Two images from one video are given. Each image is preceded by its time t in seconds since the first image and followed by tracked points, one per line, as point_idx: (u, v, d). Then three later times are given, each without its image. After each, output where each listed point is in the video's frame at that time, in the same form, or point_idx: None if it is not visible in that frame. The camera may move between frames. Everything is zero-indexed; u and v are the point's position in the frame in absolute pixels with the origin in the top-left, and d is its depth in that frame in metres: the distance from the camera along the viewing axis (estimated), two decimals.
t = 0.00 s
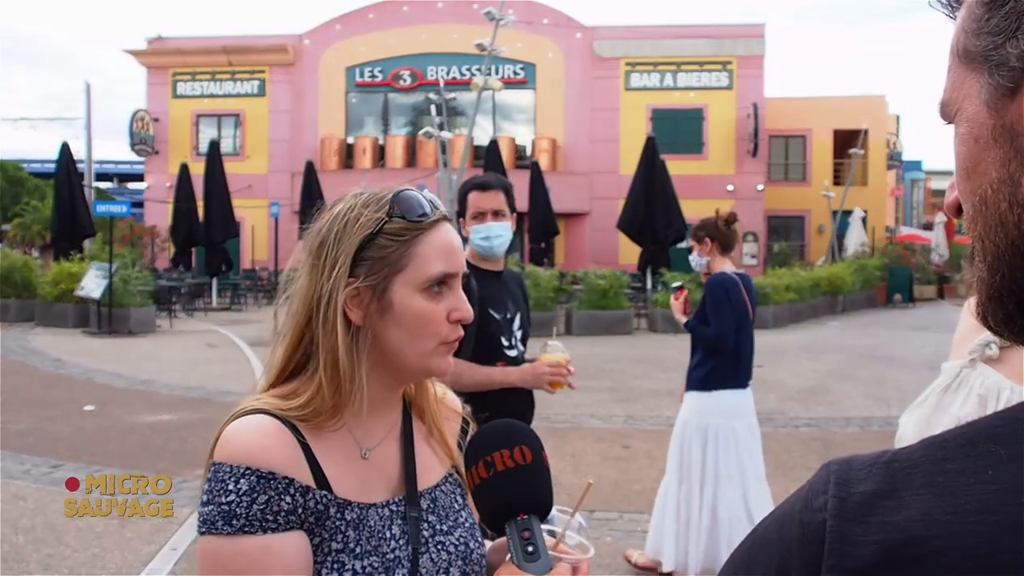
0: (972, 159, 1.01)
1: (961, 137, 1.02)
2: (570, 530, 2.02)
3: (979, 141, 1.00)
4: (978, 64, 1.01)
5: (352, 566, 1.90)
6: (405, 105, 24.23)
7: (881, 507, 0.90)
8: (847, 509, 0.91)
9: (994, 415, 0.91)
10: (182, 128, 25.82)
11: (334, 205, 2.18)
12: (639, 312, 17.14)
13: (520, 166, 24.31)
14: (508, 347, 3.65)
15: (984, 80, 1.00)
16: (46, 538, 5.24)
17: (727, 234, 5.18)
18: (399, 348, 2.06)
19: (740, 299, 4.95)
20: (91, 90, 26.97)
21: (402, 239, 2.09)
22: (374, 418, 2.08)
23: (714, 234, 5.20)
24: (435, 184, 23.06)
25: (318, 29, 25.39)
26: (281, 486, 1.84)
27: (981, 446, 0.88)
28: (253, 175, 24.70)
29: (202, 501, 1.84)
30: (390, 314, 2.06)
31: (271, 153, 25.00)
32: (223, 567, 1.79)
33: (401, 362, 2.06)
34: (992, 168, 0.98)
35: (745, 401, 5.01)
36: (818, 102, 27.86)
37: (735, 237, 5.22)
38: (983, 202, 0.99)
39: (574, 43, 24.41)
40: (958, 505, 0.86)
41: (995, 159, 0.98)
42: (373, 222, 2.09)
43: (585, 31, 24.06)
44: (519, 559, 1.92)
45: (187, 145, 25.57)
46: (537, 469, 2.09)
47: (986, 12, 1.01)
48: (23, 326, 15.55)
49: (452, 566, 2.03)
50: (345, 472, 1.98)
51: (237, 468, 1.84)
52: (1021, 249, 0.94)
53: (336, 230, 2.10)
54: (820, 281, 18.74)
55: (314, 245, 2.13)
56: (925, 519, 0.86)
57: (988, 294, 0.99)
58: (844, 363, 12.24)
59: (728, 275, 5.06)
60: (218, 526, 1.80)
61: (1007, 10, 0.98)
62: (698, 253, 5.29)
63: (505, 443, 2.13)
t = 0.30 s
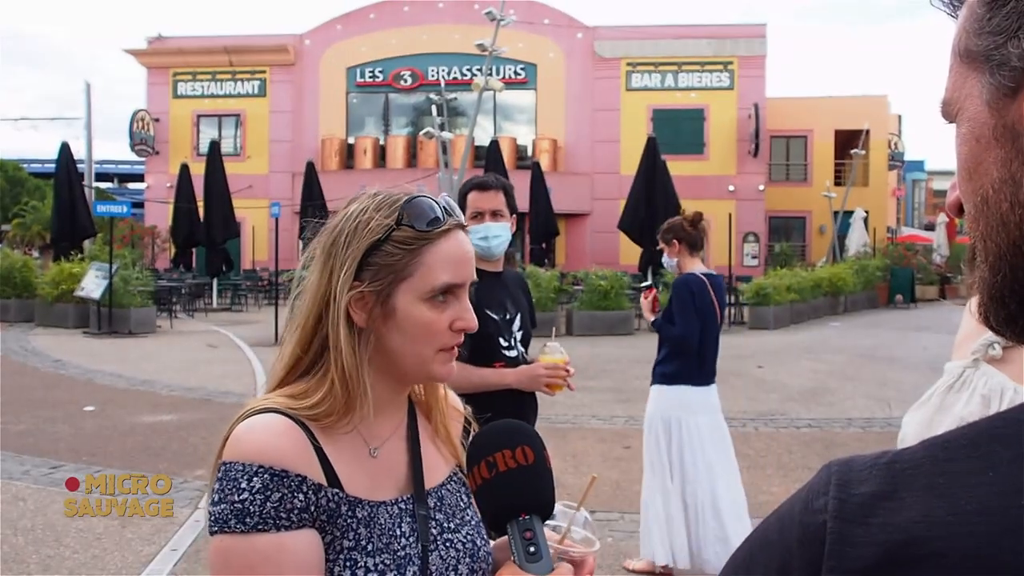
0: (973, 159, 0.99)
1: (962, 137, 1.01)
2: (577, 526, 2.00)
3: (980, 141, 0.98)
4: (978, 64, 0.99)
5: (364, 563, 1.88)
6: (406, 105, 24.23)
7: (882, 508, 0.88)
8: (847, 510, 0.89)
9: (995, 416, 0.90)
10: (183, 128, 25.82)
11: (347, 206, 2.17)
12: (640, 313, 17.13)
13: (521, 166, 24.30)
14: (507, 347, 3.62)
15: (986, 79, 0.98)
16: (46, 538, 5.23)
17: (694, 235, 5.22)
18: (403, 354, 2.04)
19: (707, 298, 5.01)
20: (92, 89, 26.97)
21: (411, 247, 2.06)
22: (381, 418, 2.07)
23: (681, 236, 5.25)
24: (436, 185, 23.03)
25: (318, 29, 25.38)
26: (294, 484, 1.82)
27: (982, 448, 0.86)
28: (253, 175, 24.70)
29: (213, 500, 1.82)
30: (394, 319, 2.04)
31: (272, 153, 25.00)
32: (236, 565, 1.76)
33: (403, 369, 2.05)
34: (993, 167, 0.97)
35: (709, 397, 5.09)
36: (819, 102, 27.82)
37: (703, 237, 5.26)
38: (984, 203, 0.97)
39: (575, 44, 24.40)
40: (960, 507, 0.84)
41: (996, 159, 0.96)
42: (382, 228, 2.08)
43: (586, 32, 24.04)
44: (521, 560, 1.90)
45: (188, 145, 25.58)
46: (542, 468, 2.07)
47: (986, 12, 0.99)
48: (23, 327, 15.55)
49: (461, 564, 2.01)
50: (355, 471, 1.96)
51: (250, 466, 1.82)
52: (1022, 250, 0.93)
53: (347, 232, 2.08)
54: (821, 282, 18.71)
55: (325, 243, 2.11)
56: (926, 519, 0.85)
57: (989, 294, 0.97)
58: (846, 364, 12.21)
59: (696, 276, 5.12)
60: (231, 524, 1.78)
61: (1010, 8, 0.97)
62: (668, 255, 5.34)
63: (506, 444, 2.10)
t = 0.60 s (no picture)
0: (984, 150, 0.97)
1: (973, 128, 0.98)
2: (581, 517, 2.02)
3: (990, 133, 0.96)
4: (990, 53, 0.97)
5: (375, 565, 1.87)
6: (407, 103, 24.22)
7: (890, 504, 0.85)
8: (855, 506, 0.87)
9: (999, 410, 0.88)
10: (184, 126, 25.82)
11: (348, 204, 2.15)
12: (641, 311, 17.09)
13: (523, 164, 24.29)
14: (509, 345, 3.61)
15: (997, 69, 0.96)
16: (48, 537, 5.21)
17: (668, 232, 5.12)
18: (409, 353, 2.03)
19: (680, 295, 5.00)
20: (92, 87, 26.94)
21: (415, 243, 2.05)
22: (386, 418, 2.05)
23: (654, 233, 5.14)
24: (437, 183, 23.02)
25: (319, 27, 25.35)
26: (305, 489, 1.79)
27: (990, 444, 0.85)
28: (255, 173, 24.70)
29: (222, 508, 1.78)
30: (400, 316, 2.03)
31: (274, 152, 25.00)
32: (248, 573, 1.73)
33: (410, 367, 2.04)
34: (1003, 160, 0.95)
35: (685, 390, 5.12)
36: (821, 100, 27.78)
37: (676, 232, 5.16)
38: (996, 195, 0.95)
39: (577, 41, 24.37)
40: (965, 502, 0.82)
41: (1007, 150, 0.95)
42: (387, 225, 2.06)
43: (588, 30, 24.02)
44: (526, 557, 1.86)
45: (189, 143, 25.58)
46: (549, 464, 2.02)
47: (995, 4, 0.97)
48: (24, 325, 15.55)
49: (468, 560, 2.01)
50: (361, 473, 1.95)
51: (257, 473, 1.78)
52: None
53: (351, 229, 2.05)
54: (823, 280, 18.68)
55: (327, 241, 2.09)
56: (937, 516, 0.83)
57: (999, 287, 0.97)
58: (848, 363, 12.18)
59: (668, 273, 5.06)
60: (242, 532, 1.74)
61: None
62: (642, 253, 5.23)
63: (511, 441, 2.05)
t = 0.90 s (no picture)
0: (990, 146, 0.96)
1: (980, 122, 0.97)
2: (583, 517, 2.01)
3: (997, 129, 0.96)
4: (995, 49, 0.96)
5: (372, 562, 1.86)
6: (409, 100, 24.20)
7: (897, 502, 0.84)
8: (862, 504, 0.85)
9: (1001, 410, 0.88)
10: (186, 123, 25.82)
11: (348, 197, 2.15)
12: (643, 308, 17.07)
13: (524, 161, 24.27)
14: (509, 343, 3.60)
15: (1004, 64, 0.95)
16: (50, 534, 5.21)
17: (650, 231, 5.30)
18: (408, 345, 2.02)
19: (663, 291, 5.08)
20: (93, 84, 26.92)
21: (414, 234, 2.05)
22: (386, 414, 2.04)
23: (639, 233, 5.33)
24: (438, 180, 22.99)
25: (320, 24, 25.32)
26: (301, 483, 1.78)
27: (999, 442, 0.84)
28: (256, 171, 24.70)
29: (220, 502, 1.77)
30: (399, 308, 2.02)
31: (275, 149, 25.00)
32: (245, 569, 1.72)
33: (411, 359, 2.02)
34: (1009, 156, 0.94)
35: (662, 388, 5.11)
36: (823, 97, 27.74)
37: (661, 232, 5.35)
38: (1003, 190, 0.94)
39: (579, 38, 24.33)
40: (973, 502, 0.81)
41: (1014, 147, 0.94)
42: (386, 217, 2.06)
43: (590, 26, 23.99)
44: (528, 555, 1.84)
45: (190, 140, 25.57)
46: (552, 463, 2.00)
47: None
48: (26, 322, 15.55)
49: (468, 559, 2.01)
50: (361, 468, 1.94)
51: (255, 467, 1.78)
52: None
53: (349, 222, 2.05)
54: (825, 277, 18.65)
55: (326, 234, 2.08)
56: (944, 514, 0.82)
57: (1006, 285, 0.97)
58: (850, 360, 12.17)
59: (653, 270, 5.18)
60: (239, 526, 1.73)
61: None
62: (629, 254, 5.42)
63: (513, 439, 2.04)
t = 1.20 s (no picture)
0: (999, 139, 0.95)
1: (988, 117, 0.96)
2: (585, 514, 2.00)
3: (1006, 123, 0.94)
4: (1004, 43, 0.95)
5: (373, 559, 1.86)
6: (411, 96, 24.18)
7: (906, 495, 0.83)
8: (869, 497, 0.84)
9: (1005, 405, 0.87)
10: (187, 120, 25.80)
11: (348, 193, 2.14)
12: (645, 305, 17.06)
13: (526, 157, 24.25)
14: (509, 339, 3.59)
15: (1013, 57, 0.94)
16: (52, 530, 5.22)
17: (642, 226, 5.35)
18: (410, 341, 2.00)
19: (653, 285, 5.18)
20: (94, 80, 26.93)
21: (416, 229, 2.04)
22: (388, 411, 2.03)
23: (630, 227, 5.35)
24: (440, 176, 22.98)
25: (322, 20, 25.30)
26: (302, 480, 1.78)
27: (1006, 434, 0.83)
28: (258, 167, 24.69)
29: (219, 499, 1.77)
30: (402, 304, 2.00)
31: (277, 145, 24.97)
32: (245, 566, 1.71)
33: (414, 355, 2.01)
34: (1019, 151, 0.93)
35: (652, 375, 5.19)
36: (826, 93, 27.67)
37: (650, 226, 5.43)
38: (1011, 185, 0.92)
39: (581, 34, 24.29)
40: (981, 496, 0.80)
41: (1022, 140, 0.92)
42: (387, 212, 2.05)
43: (592, 22, 23.94)
44: (532, 550, 1.83)
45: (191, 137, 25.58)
46: (555, 458, 2.00)
47: None
48: (28, 318, 15.56)
49: (469, 556, 2.01)
50: (361, 464, 1.93)
51: (255, 464, 1.77)
52: None
53: (350, 217, 2.04)
54: (828, 274, 18.60)
55: (327, 231, 2.07)
56: (952, 508, 0.80)
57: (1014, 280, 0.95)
58: (852, 356, 12.16)
59: (643, 264, 5.27)
60: (238, 523, 1.73)
61: None
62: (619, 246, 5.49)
63: (516, 435, 2.03)
